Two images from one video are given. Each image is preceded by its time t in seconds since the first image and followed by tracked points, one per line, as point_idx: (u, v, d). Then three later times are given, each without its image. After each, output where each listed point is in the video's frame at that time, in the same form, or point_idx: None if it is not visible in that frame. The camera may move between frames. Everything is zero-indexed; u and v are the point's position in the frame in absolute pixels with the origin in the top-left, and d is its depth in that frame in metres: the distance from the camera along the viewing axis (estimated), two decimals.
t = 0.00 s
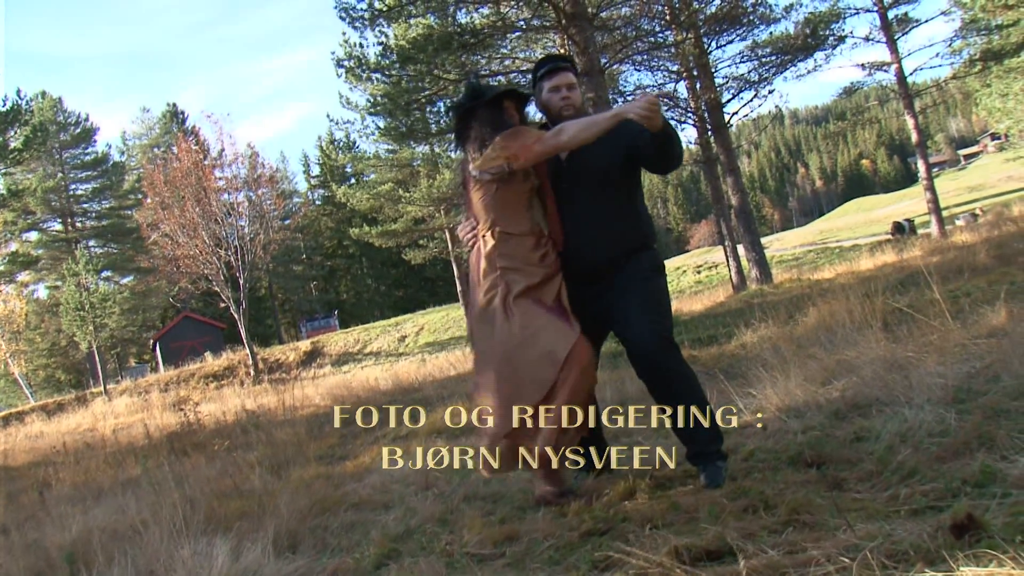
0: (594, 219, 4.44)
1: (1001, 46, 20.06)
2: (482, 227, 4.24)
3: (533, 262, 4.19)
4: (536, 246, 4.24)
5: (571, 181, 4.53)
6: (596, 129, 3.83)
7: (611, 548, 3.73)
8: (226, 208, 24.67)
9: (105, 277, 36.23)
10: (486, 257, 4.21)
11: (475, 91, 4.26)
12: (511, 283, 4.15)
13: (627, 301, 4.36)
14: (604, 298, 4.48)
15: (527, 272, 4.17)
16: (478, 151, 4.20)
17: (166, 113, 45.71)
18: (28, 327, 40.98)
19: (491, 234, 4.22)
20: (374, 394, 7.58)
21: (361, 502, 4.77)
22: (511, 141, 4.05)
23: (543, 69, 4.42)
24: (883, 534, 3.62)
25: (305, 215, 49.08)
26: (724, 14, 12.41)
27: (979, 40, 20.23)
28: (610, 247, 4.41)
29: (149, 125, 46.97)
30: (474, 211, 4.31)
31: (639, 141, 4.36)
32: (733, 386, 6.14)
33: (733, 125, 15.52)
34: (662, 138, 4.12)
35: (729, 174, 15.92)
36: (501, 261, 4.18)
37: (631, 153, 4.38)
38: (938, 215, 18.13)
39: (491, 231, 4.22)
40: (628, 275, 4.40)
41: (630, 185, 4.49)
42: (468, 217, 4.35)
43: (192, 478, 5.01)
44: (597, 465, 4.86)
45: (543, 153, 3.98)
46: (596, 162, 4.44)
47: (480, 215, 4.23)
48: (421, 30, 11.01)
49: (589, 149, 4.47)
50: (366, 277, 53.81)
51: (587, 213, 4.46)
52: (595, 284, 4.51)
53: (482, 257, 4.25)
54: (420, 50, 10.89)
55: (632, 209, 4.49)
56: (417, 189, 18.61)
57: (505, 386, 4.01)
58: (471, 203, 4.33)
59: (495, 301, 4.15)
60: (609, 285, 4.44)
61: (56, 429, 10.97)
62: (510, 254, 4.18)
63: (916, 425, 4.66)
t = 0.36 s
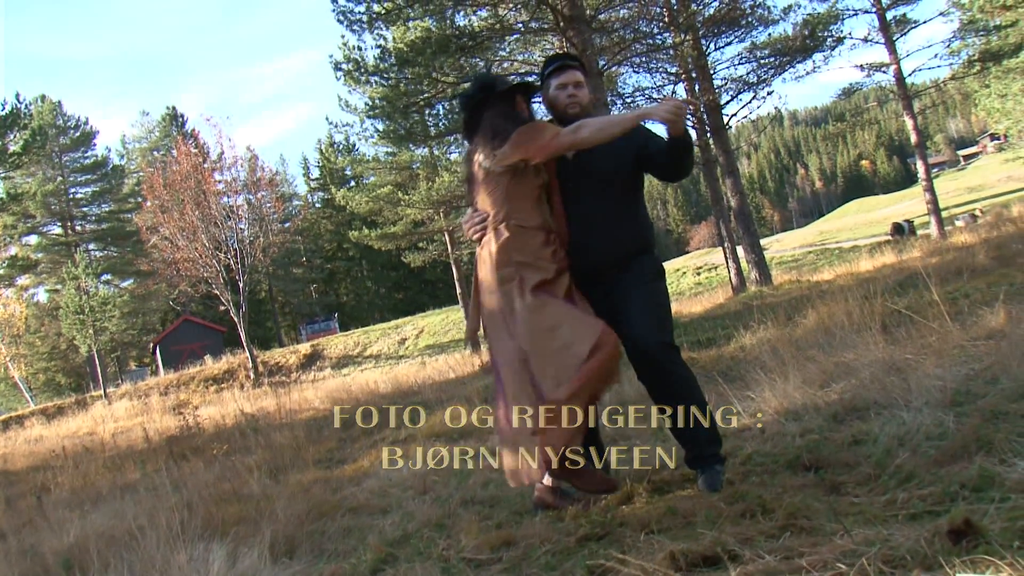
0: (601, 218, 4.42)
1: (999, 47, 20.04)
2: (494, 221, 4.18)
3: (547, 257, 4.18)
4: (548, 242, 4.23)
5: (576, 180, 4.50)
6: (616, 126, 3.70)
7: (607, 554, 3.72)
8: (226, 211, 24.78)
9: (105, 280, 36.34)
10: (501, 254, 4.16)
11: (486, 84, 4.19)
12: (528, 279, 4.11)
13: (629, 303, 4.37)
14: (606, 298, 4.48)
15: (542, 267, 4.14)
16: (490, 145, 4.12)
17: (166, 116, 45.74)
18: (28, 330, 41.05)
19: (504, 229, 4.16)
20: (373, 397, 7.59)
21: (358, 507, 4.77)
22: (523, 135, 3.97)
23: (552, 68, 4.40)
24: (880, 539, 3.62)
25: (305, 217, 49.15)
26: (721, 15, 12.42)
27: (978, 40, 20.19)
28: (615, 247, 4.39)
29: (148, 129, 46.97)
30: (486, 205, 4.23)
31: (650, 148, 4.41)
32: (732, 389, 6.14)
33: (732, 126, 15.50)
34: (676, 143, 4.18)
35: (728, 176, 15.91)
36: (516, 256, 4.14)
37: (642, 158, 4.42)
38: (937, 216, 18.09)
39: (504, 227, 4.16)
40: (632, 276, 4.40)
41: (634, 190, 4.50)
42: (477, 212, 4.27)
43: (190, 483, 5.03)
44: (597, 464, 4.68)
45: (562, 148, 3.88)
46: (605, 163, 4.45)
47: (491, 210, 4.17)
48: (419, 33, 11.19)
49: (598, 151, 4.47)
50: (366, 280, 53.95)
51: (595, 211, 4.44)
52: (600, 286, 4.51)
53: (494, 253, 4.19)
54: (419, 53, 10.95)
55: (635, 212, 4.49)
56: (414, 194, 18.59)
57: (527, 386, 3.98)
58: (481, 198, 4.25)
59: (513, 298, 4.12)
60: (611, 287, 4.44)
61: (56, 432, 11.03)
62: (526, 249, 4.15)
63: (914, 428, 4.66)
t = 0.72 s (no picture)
0: (606, 217, 4.38)
1: (999, 51, 20.02)
2: (518, 211, 4.17)
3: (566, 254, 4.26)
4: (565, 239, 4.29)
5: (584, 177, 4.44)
6: (647, 124, 3.79)
7: (602, 560, 3.72)
8: (226, 212, 24.90)
9: (105, 281, 36.43)
10: (527, 243, 4.16)
11: (508, 73, 4.20)
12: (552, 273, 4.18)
13: (632, 305, 4.35)
14: (607, 297, 4.46)
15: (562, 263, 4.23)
16: (517, 134, 4.15)
17: (166, 117, 45.77)
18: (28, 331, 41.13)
19: (531, 218, 4.17)
20: (373, 399, 7.60)
21: (355, 510, 4.77)
22: (558, 127, 4.05)
23: (559, 65, 4.42)
24: (876, 546, 3.60)
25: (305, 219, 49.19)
26: (721, 17, 12.41)
27: (978, 44, 20.17)
28: (620, 249, 4.36)
29: (149, 130, 46.98)
30: (508, 192, 4.21)
31: (659, 155, 4.40)
32: (730, 393, 6.12)
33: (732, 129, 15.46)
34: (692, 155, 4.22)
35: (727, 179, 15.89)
36: (541, 247, 4.17)
37: (652, 165, 4.42)
38: (938, 219, 18.00)
39: (530, 215, 4.18)
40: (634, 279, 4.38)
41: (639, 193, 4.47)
42: (496, 200, 4.24)
43: (188, 486, 5.05)
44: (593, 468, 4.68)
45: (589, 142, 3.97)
46: (613, 163, 4.41)
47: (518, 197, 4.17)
48: (420, 35, 11.27)
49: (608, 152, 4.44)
50: (367, 281, 53.92)
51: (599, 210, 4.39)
52: (600, 285, 4.50)
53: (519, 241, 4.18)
54: (419, 55, 11.01)
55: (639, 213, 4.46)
56: (411, 197, 18.58)
57: (557, 375, 3.99)
58: (502, 184, 4.22)
59: (539, 286, 4.14)
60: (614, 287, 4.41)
61: (55, 433, 11.07)
62: (553, 239, 4.20)
63: (911, 433, 4.65)
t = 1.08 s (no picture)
0: (609, 218, 4.37)
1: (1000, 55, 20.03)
2: (560, 214, 4.06)
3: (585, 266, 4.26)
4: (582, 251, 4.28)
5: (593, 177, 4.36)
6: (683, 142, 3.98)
7: (597, 565, 3.72)
8: (227, 214, 25.06)
9: (105, 283, 36.50)
10: (565, 247, 4.05)
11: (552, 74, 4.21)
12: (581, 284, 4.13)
13: (635, 309, 4.34)
14: (604, 297, 4.42)
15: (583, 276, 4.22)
16: (567, 134, 4.05)
17: (168, 119, 45.84)
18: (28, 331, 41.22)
19: (569, 223, 4.08)
20: (372, 402, 7.62)
21: (351, 513, 4.78)
22: (603, 135, 4.03)
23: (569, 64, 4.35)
24: (871, 553, 3.60)
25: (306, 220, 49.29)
26: (722, 20, 12.45)
27: (979, 47, 20.17)
28: (623, 252, 4.36)
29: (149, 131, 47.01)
30: (545, 189, 4.05)
31: (658, 165, 4.54)
32: (728, 397, 6.12)
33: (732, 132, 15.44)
34: (696, 173, 4.48)
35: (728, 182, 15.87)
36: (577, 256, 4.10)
37: (652, 174, 4.55)
38: (938, 223, 17.97)
39: (568, 220, 4.09)
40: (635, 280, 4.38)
41: (636, 200, 4.52)
42: (537, 197, 4.04)
43: (185, 490, 5.08)
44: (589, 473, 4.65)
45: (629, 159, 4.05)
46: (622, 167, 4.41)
47: (558, 200, 4.06)
48: (421, 38, 11.39)
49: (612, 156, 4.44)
50: (367, 283, 53.87)
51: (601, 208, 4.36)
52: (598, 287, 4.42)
53: (555, 244, 4.05)
54: (418, 58, 11.16)
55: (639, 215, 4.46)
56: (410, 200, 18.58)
57: (592, 389, 3.99)
58: (541, 180, 4.04)
59: (575, 292, 4.08)
60: (613, 289, 4.39)
61: (53, 435, 11.11)
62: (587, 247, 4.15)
63: (908, 439, 4.64)
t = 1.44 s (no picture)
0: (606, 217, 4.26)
1: (994, 56, 20.10)
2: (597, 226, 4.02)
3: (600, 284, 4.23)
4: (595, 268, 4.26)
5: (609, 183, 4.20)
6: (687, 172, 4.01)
7: (592, 568, 3.73)
8: (223, 216, 25.30)
9: (101, 285, 36.47)
10: (599, 260, 4.00)
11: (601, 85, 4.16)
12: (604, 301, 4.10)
13: (632, 307, 4.31)
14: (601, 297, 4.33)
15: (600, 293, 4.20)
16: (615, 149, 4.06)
17: (164, 121, 45.78)
18: (23, 334, 41.14)
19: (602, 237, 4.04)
20: (367, 404, 7.63)
21: (346, 516, 4.79)
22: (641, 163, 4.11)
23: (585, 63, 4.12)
24: (863, 555, 3.61)
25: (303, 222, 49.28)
26: (718, 22, 12.59)
27: (974, 49, 20.25)
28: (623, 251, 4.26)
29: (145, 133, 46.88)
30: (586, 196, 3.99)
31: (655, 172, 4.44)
32: (723, 399, 6.12)
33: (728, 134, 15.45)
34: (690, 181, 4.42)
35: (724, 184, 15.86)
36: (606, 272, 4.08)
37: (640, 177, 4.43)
38: (934, 224, 17.98)
39: (598, 231, 4.03)
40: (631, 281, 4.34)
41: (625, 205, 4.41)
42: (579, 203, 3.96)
43: (180, 494, 5.10)
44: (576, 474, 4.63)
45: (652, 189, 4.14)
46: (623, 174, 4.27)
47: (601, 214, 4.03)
48: (415, 40, 11.49)
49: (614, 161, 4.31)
50: (363, 285, 53.71)
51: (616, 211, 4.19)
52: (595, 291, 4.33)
53: (591, 254, 3.99)
54: (413, 60, 11.40)
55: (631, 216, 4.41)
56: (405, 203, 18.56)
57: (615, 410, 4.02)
58: (586, 185, 3.98)
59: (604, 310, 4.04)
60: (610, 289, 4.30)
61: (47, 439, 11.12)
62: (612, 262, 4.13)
63: (902, 440, 4.65)
